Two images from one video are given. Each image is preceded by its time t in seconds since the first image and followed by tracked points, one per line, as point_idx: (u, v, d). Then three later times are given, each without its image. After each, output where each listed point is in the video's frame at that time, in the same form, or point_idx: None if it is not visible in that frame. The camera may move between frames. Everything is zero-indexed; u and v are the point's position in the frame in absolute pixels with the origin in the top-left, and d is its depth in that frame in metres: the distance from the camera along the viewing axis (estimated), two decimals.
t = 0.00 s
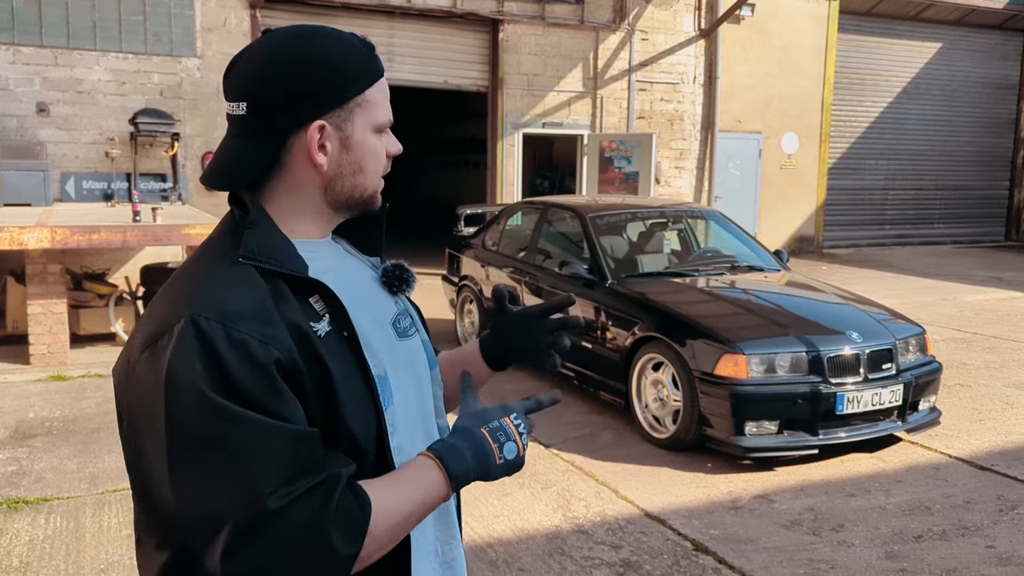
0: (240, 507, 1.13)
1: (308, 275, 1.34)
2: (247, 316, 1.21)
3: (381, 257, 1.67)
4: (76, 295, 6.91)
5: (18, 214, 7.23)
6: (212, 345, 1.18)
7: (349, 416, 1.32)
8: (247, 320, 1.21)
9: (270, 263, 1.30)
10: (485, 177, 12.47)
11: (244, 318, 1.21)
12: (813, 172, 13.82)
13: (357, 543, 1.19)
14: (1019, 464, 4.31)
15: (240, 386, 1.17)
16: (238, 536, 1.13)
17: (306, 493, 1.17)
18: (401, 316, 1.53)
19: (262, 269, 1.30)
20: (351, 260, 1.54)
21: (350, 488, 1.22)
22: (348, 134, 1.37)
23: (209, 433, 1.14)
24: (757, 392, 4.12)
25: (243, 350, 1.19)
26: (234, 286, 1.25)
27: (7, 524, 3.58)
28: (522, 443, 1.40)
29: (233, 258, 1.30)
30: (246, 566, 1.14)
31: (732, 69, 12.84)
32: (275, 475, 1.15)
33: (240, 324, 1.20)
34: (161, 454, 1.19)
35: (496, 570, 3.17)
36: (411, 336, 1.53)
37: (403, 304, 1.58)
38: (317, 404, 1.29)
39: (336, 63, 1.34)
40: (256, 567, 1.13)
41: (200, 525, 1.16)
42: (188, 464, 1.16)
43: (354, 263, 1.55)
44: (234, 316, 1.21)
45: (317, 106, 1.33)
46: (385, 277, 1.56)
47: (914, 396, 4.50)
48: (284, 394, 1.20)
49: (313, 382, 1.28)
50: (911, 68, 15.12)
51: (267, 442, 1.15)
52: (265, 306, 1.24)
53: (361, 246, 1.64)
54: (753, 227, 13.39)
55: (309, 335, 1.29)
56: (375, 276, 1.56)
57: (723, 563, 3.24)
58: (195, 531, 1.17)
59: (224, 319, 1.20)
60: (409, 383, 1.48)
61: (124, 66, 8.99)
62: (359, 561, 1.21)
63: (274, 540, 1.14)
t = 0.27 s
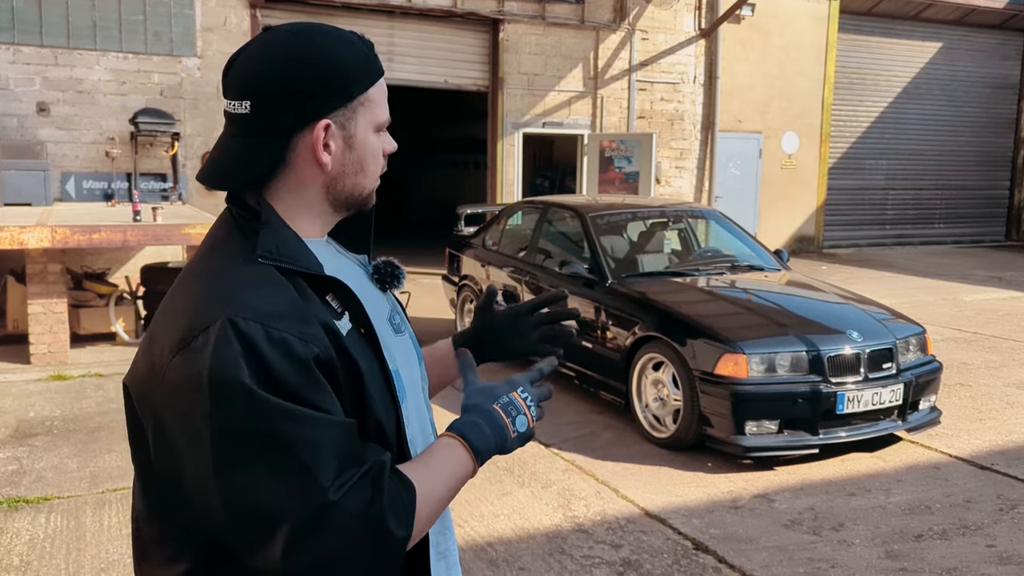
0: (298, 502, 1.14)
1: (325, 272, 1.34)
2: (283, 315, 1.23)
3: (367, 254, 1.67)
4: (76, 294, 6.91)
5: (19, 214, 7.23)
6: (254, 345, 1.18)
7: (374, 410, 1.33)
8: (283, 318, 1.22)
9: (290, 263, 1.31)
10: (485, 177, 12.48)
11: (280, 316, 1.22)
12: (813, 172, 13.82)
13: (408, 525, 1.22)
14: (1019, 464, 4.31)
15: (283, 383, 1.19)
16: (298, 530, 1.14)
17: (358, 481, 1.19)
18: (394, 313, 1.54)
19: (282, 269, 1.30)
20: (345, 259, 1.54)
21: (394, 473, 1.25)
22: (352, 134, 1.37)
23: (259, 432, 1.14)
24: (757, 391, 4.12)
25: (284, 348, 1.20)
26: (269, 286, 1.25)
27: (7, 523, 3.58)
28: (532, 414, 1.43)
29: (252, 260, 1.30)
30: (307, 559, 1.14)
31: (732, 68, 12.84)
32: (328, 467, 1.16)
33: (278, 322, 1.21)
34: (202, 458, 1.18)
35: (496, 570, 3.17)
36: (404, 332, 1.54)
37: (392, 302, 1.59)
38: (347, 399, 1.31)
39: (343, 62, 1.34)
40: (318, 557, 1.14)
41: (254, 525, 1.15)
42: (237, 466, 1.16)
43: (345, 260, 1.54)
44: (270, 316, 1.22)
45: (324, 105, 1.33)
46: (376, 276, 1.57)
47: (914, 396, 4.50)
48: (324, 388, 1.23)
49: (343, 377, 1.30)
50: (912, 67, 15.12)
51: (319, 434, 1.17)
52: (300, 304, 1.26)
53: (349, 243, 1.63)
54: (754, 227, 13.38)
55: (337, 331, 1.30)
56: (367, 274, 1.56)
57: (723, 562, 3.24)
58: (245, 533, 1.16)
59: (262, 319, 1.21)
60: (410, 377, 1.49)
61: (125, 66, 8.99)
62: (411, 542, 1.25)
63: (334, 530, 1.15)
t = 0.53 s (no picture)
0: (295, 487, 1.14)
1: (324, 265, 1.35)
2: (277, 304, 1.23)
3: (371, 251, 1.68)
4: (76, 294, 6.91)
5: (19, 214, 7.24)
6: (248, 332, 1.19)
7: (372, 399, 1.34)
8: (277, 307, 1.23)
9: (288, 257, 1.31)
10: (485, 177, 12.48)
11: (275, 305, 1.23)
12: (813, 172, 13.82)
13: (406, 512, 1.22)
14: (1019, 463, 4.31)
15: (277, 370, 1.19)
16: (296, 516, 1.14)
17: (354, 466, 1.19)
18: (396, 310, 1.54)
19: (279, 262, 1.31)
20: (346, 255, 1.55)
21: (391, 458, 1.26)
22: (342, 132, 1.36)
23: (254, 418, 1.15)
24: (757, 391, 4.12)
25: (279, 336, 1.21)
26: (265, 277, 1.26)
27: (8, 522, 3.58)
28: (532, 399, 1.43)
29: (246, 253, 1.30)
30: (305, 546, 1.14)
31: (733, 68, 12.84)
32: (325, 451, 1.17)
33: (272, 311, 1.22)
34: (198, 447, 1.18)
35: (496, 569, 3.17)
36: (407, 329, 1.55)
37: (397, 298, 1.60)
38: (344, 389, 1.31)
39: (332, 60, 1.34)
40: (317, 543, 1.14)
41: (251, 514, 1.15)
42: (232, 453, 1.16)
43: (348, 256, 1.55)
44: (265, 305, 1.22)
45: (309, 102, 1.33)
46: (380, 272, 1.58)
47: (914, 395, 4.50)
48: (319, 376, 1.23)
49: (339, 368, 1.30)
50: (912, 67, 15.12)
51: (316, 418, 1.17)
52: (294, 294, 1.26)
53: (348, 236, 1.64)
54: (754, 227, 13.38)
55: (334, 323, 1.31)
56: (371, 271, 1.57)
57: (723, 562, 3.24)
58: (242, 521, 1.16)
59: (257, 308, 1.21)
60: (412, 373, 1.49)
61: (125, 66, 8.99)
62: (409, 530, 1.24)
63: (334, 514, 1.15)
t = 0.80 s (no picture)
0: (226, 492, 1.14)
1: (307, 263, 1.36)
2: (242, 301, 1.23)
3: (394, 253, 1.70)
4: (77, 294, 6.92)
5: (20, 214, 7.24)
6: (204, 330, 1.19)
7: (348, 399, 1.33)
8: (241, 305, 1.23)
9: (270, 254, 1.33)
10: (485, 177, 12.48)
11: (240, 303, 1.23)
12: (813, 172, 13.82)
13: (342, 527, 1.19)
14: (1019, 463, 4.31)
15: (228, 371, 1.18)
16: (224, 520, 1.15)
17: (290, 477, 1.17)
18: (410, 310, 1.55)
19: (260, 259, 1.32)
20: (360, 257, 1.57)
21: (339, 471, 1.22)
22: (287, 124, 1.37)
23: (196, 418, 1.15)
24: (757, 391, 4.12)
25: (236, 334, 1.20)
26: (233, 274, 1.27)
27: (9, 522, 3.59)
28: (536, 441, 1.38)
29: (227, 249, 1.33)
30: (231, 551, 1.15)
31: (733, 69, 12.85)
32: (262, 459, 1.15)
33: (234, 309, 1.22)
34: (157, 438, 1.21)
35: (497, 569, 3.17)
36: (420, 330, 1.54)
37: (411, 299, 1.60)
38: (314, 390, 1.30)
39: (283, 54, 1.35)
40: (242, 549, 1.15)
41: (189, 512, 1.17)
42: (178, 450, 1.17)
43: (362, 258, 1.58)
44: (228, 302, 1.22)
45: (255, 95, 1.37)
46: (393, 271, 1.59)
47: (915, 395, 4.50)
48: (277, 379, 1.21)
49: (306, 368, 1.28)
50: (912, 68, 15.12)
51: (255, 425, 1.15)
52: (263, 293, 1.26)
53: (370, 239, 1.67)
54: (754, 227, 13.37)
55: (307, 322, 1.30)
56: (383, 270, 1.59)
57: (724, 562, 3.24)
58: (185, 515, 1.18)
59: (218, 305, 1.21)
60: (415, 373, 1.48)
61: (126, 66, 9.00)
62: (346, 548, 1.20)
63: (261, 523, 1.15)
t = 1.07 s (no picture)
0: (149, 479, 1.17)
1: (289, 261, 1.38)
2: (198, 293, 1.24)
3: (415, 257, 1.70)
4: (78, 293, 6.92)
5: (20, 214, 7.25)
6: (159, 318, 1.21)
7: (311, 399, 1.32)
8: (198, 297, 1.23)
9: (251, 249, 1.35)
10: (485, 177, 12.48)
11: (198, 296, 1.23)
12: (813, 172, 13.82)
13: (247, 536, 1.15)
14: (1020, 463, 4.31)
15: (175, 361, 1.19)
16: (146, 506, 1.18)
17: (205, 478, 1.16)
18: (417, 314, 1.54)
19: (240, 253, 1.34)
20: (373, 259, 1.58)
21: (261, 478, 1.18)
22: (272, 122, 1.40)
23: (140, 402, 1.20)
24: (758, 390, 4.12)
25: (185, 325, 1.20)
26: (197, 266, 1.29)
27: (10, 521, 3.59)
28: (471, 501, 1.18)
29: (214, 242, 1.37)
30: (151, 538, 1.19)
31: (732, 68, 12.85)
32: (182, 454, 1.16)
33: (193, 301, 1.22)
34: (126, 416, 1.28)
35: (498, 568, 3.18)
36: (428, 335, 1.53)
37: (425, 303, 1.59)
38: (272, 387, 1.28)
39: (270, 53, 1.38)
40: (159, 537, 1.18)
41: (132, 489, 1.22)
42: (130, 429, 1.22)
43: (377, 260, 1.59)
44: (188, 293, 1.23)
45: (247, 95, 1.42)
46: (406, 274, 1.59)
47: (915, 395, 4.51)
48: (222, 375, 1.20)
49: (260, 365, 1.27)
50: (912, 67, 15.11)
51: (180, 419, 1.16)
52: (223, 287, 1.26)
53: (392, 244, 1.68)
54: (754, 227, 13.38)
55: (270, 318, 1.29)
56: (397, 274, 1.59)
57: (724, 561, 3.25)
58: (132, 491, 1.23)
59: (178, 295, 1.23)
60: (412, 379, 1.49)
61: (126, 66, 9.00)
62: (250, 557, 1.17)
63: (175, 517, 1.16)
